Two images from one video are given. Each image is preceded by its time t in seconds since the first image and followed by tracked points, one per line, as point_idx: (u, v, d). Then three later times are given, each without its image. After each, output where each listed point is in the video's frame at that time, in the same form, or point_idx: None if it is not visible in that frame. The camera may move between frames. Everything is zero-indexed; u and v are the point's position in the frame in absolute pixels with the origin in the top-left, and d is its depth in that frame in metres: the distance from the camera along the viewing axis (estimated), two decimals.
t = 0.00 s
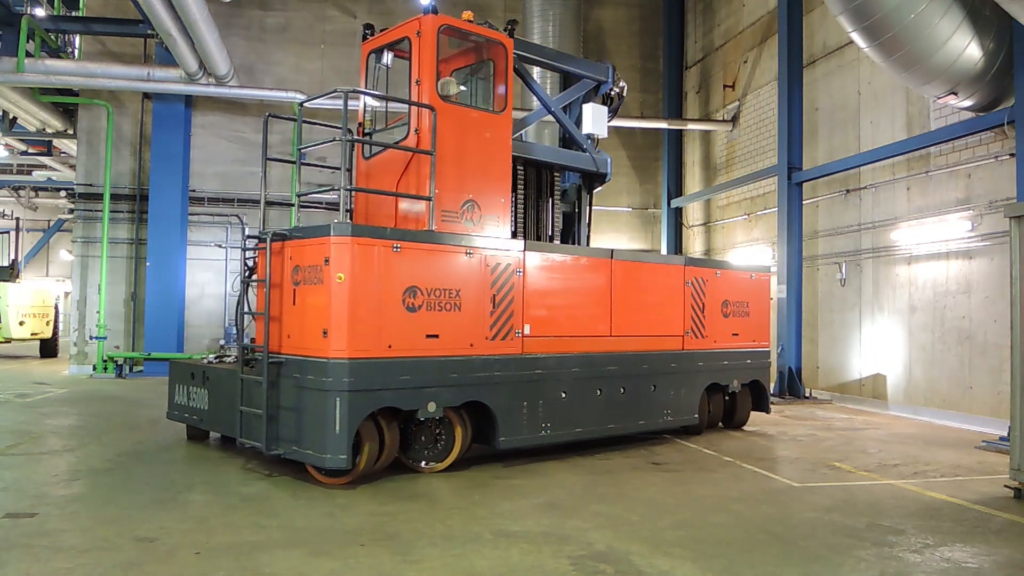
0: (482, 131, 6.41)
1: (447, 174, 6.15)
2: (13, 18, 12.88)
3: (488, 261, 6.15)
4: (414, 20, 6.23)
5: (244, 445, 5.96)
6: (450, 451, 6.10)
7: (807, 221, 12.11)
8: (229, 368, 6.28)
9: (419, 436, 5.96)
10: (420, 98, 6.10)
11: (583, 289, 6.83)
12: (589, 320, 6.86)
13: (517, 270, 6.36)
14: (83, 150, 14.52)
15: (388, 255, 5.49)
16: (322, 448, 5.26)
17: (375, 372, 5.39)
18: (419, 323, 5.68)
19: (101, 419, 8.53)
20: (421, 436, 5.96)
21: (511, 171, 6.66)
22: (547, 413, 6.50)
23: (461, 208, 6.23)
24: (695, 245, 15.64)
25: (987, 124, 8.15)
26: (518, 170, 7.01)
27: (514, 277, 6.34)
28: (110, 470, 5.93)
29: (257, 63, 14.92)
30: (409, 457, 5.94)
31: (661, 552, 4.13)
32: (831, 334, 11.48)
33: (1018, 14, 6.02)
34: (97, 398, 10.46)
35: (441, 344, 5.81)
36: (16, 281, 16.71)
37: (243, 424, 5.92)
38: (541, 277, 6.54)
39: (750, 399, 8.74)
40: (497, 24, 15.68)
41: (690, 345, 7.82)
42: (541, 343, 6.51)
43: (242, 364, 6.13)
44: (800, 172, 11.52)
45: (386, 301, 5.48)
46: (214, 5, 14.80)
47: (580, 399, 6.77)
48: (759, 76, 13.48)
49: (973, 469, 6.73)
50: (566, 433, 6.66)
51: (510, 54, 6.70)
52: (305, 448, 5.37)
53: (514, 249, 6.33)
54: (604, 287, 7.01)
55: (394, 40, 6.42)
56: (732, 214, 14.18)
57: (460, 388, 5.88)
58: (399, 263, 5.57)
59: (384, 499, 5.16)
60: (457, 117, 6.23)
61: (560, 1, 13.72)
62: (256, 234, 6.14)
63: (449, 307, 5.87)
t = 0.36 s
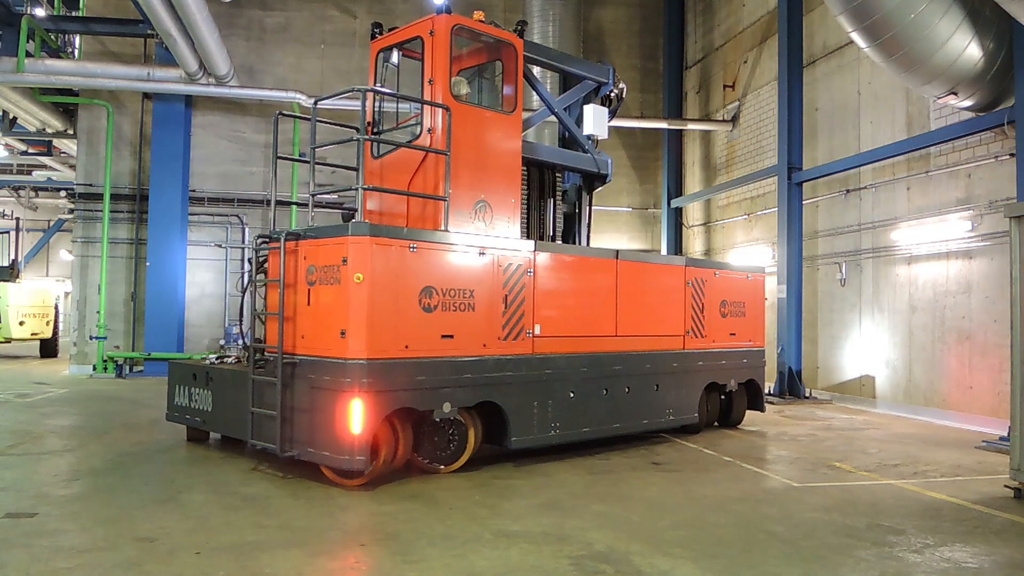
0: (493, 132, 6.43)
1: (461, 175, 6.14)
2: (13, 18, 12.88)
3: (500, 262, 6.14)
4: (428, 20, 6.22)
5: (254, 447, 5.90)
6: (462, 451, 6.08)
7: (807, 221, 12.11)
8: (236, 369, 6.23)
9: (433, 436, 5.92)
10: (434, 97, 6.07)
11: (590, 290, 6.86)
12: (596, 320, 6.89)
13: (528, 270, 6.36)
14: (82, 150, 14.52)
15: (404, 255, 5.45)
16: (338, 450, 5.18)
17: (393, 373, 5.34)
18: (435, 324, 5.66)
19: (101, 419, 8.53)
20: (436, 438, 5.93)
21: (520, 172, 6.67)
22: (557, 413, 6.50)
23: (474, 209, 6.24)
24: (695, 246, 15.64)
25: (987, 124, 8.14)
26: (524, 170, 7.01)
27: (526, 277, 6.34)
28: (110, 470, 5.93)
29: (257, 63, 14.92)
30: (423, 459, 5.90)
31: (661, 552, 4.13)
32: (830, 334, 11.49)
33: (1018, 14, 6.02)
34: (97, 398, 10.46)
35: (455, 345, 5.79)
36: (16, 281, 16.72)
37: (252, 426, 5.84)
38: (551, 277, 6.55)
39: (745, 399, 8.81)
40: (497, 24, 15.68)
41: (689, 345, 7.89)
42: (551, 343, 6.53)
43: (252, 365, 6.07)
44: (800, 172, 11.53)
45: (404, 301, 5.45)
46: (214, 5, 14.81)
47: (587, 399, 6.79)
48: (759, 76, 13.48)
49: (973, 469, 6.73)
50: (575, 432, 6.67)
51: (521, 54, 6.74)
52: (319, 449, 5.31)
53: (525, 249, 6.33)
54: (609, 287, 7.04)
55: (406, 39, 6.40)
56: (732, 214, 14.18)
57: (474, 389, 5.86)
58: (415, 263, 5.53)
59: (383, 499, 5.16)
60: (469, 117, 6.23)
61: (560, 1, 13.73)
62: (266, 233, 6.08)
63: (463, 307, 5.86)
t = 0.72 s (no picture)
0: (504, 133, 6.44)
1: (473, 175, 6.14)
2: (13, 18, 12.88)
3: (513, 263, 6.13)
4: (440, 19, 6.22)
5: (264, 449, 5.86)
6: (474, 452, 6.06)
7: (807, 221, 12.11)
8: (244, 370, 6.19)
9: (446, 438, 5.90)
10: (447, 98, 6.07)
11: (597, 290, 6.87)
12: (602, 320, 6.91)
13: (539, 270, 6.36)
14: (82, 150, 14.52)
15: (421, 255, 5.44)
16: (357, 450, 5.17)
17: (410, 373, 5.33)
18: (450, 324, 5.64)
19: (101, 419, 8.53)
20: (448, 438, 5.92)
21: (529, 172, 6.68)
22: (566, 412, 6.52)
23: (486, 209, 6.25)
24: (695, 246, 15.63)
25: (987, 124, 8.14)
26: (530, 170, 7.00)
27: (536, 278, 6.34)
28: (110, 470, 5.93)
29: (257, 63, 14.92)
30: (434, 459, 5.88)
31: (661, 552, 4.13)
32: (830, 334, 11.49)
33: (1018, 14, 6.01)
34: (97, 398, 10.46)
35: (470, 345, 5.79)
36: (16, 281, 16.72)
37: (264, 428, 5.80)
38: (561, 278, 6.56)
39: (740, 398, 8.84)
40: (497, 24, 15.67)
41: (689, 345, 7.91)
42: (561, 343, 6.54)
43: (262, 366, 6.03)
44: (800, 172, 11.53)
45: (421, 302, 5.43)
46: (214, 5, 14.82)
47: (594, 399, 6.81)
48: (759, 76, 13.48)
49: (973, 469, 6.73)
50: (582, 432, 6.69)
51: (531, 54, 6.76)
52: (335, 450, 5.29)
53: (536, 249, 6.32)
54: (615, 287, 7.05)
55: (417, 38, 6.39)
56: (732, 214, 14.18)
57: (487, 389, 5.86)
58: (431, 264, 5.52)
59: (384, 499, 5.16)
60: (481, 118, 6.24)
61: (560, 1, 13.73)
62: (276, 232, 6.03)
63: (477, 307, 5.85)
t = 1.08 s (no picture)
0: (515, 133, 6.45)
1: (486, 176, 6.14)
2: (13, 18, 12.88)
3: (526, 263, 6.13)
4: (454, 19, 6.22)
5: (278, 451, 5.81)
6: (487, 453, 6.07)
7: (807, 221, 12.11)
8: (252, 371, 6.14)
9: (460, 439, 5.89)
10: (461, 98, 6.07)
11: (604, 290, 6.88)
12: (609, 320, 6.91)
13: (549, 271, 6.36)
14: (82, 150, 14.52)
15: (438, 255, 5.43)
16: (375, 451, 5.15)
17: (428, 373, 5.32)
18: (466, 325, 5.63)
19: (101, 419, 8.53)
20: (462, 438, 5.90)
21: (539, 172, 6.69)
22: (574, 412, 6.53)
23: (499, 210, 6.25)
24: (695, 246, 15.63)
25: (987, 124, 8.16)
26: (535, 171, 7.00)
27: (547, 278, 6.34)
28: (110, 470, 5.93)
29: (257, 63, 14.92)
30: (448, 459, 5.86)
31: (660, 552, 4.13)
32: (830, 334, 11.48)
33: (1018, 14, 6.01)
34: (97, 398, 10.46)
35: (484, 346, 5.78)
36: (16, 281, 16.72)
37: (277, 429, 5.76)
38: (570, 278, 6.57)
39: (736, 396, 8.87)
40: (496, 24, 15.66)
41: (689, 345, 7.93)
42: (570, 343, 6.55)
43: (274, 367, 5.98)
44: (800, 172, 11.53)
45: (439, 302, 5.43)
46: (214, 5, 14.82)
47: (601, 399, 6.82)
48: (759, 76, 13.48)
49: (973, 469, 6.73)
50: (590, 432, 6.71)
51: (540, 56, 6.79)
52: (352, 451, 5.27)
53: (547, 249, 6.33)
54: (620, 288, 7.06)
55: (429, 38, 6.37)
56: (732, 214, 14.18)
57: (500, 389, 5.86)
58: (448, 264, 5.51)
59: (384, 500, 5.16)
60: (494, 118, 6.25)
61: (560, 2, 13.74)
62: (288, 232, 5.98)
63: (490, 307, 5.84)
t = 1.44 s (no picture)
0: (526, 134, 6.48)
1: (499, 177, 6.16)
2: (13, 18, 12.88)
3: (539, 264, 6.14)
4: (466, 19, 6.22)
5: (290, 453, 5.78)
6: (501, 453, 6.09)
7: (807, 221, 12.11)
8: (260, 372, 6.10)
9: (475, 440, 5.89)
10: (475, 98, 6.08)
11: (610, 291, 6.89)
12: (615, 321, 6.92)
13: (560, 271, 6.36)
14: (82, 150, 14.52)
15: (457, 255, 5.42)
16: (394, 453, 5.13)
17: (447, 373, 5.30)
18: (482, 325, 5.63)
19: (100, 419, 8.53)
20: (476, 438, 5.85)
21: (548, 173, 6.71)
22: (582, 413, 6.53)
23: (511, 210, 6.27)
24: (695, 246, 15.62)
25: (987, 124, 8.17)
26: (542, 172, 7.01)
27: (558, 278, 6.34)
28: (110, 470, 5.93)
29: (257, 63, 14.92)
30: (462, 460, 5.81)
31: (661, 552, 4.13)
32: (830, 334, 11.48)
33: (1018, 14, 6.01)
34: (97, 398, 10.47)
35: (499, 346, 5.77)
36: (16, 281, 16.72)
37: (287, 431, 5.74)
38: (579, 278, 6.57)
39: (730, 395, 8.93)
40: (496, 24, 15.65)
41: (688, 345, 7.94)
42: (579, 343, 6.56)
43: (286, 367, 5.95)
44: (800, 172, 11.54)
45: (457, 302, 5.41)
46: (214, 5, 14.83)
47: (606, 399, 6.83)
48: (759, 76, 13.48)
49: (973, 469, 6.73)
50: (596, 431, 6.71)
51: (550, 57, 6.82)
52: (370, 452, 5.26)
53: (558, 250, 6.34)
54: (625, 288, 7.08)
55: (441, 37, 6.36)
56: (732, 214, 14.18)
57: (514, 389, 5.86)
58: (466, 264, 5.50)
59: (384, 500, 5.16)
60: (506, 119, 6.26)
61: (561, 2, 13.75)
62: (301, 231, 5.93)
63: (504, 308, 5.83)
